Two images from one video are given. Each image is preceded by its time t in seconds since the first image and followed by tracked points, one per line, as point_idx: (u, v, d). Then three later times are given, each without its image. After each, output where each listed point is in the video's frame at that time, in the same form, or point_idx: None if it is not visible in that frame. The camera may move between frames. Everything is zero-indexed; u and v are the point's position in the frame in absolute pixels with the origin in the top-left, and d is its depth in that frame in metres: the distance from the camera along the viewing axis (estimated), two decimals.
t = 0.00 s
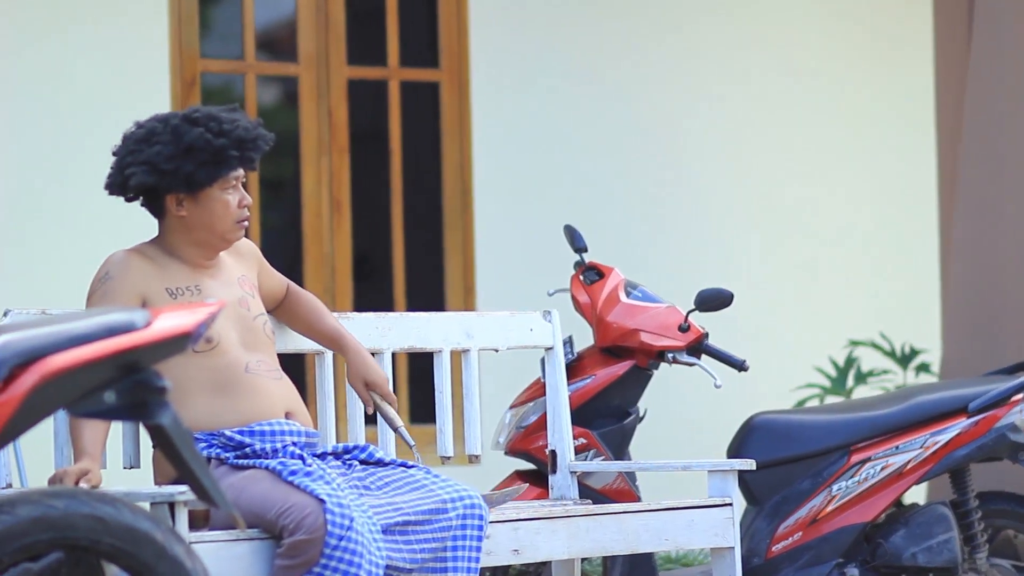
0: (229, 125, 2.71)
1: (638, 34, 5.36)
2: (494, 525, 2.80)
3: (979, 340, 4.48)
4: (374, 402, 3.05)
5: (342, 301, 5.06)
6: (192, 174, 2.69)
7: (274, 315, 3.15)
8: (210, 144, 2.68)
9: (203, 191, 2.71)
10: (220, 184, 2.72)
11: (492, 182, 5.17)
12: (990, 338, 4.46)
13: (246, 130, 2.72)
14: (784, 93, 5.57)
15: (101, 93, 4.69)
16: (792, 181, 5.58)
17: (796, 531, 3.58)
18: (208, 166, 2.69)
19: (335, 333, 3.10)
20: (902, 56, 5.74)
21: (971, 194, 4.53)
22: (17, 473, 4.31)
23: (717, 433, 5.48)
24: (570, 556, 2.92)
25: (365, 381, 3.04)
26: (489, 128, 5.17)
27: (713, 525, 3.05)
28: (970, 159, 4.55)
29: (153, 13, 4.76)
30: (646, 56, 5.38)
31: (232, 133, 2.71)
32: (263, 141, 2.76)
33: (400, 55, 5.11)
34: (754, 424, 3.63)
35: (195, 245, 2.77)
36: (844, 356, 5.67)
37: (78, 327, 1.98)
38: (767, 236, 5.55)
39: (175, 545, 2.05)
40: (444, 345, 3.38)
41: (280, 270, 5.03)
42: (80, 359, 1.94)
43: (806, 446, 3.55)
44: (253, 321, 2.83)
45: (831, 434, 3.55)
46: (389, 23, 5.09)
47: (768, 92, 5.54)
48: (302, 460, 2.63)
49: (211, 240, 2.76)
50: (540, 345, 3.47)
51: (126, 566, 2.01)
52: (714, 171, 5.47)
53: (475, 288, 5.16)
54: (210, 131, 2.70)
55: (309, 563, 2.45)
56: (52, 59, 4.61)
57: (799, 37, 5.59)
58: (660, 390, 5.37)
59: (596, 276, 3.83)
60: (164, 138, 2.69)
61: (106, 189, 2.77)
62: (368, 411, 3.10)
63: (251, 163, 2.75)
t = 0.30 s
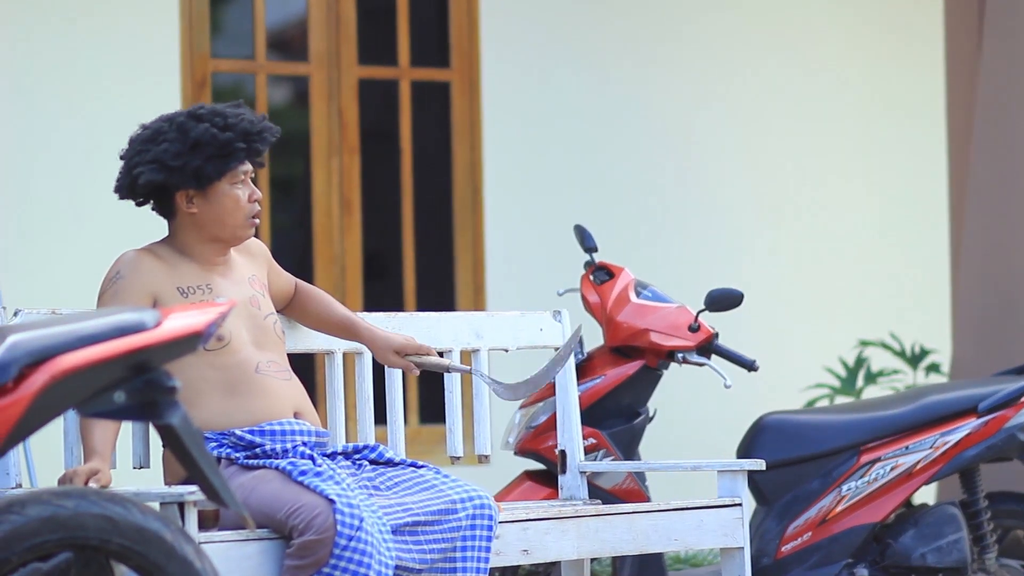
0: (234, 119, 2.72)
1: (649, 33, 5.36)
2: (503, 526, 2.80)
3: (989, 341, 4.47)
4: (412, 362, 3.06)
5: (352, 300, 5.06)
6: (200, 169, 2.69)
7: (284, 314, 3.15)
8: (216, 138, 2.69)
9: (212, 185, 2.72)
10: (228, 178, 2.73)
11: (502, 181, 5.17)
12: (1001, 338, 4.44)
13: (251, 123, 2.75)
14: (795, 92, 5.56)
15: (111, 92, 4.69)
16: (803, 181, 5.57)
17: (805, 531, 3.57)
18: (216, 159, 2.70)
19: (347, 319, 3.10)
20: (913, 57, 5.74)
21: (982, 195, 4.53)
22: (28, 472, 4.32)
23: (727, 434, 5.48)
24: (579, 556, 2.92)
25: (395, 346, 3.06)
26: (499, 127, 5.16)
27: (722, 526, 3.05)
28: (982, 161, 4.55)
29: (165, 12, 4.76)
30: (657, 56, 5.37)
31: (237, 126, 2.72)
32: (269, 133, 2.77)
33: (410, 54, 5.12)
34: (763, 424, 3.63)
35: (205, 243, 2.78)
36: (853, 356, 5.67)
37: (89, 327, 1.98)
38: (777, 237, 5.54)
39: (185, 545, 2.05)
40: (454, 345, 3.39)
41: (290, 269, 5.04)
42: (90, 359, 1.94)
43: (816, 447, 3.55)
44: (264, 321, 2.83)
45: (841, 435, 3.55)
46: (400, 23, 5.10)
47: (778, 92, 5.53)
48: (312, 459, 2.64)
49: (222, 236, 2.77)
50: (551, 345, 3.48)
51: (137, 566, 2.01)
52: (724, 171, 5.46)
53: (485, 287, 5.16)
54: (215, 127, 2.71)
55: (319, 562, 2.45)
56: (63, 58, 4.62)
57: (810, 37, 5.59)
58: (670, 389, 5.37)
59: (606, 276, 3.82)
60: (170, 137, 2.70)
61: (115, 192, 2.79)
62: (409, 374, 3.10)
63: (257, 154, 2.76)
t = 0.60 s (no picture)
0: (228, 116, 2.75)
1: (649, 33, 5.36)
2: (502, 527, 2.80)
3: (989, 342, 4.47)
4: (386, 400, 3.02)
5: (351, 301, 5.06)
6: (197, 165, 2.70)
7: (283, 317, 3.15)
8: (212, 134, 2.71)
9: (209, 181, 2.72)
10: (225, 174, 2.74)
11: (502, 183, 5.16)
12: (1000, 338, 4.44)
13: (246, 119, 2.77)
14: (795, 92, 5.56)
15: (111, 93, 4.69)
16: (802, 182, 5.57)
17: (805, 532, 3.57)
18: (212, 154, 2.71)
19: (343, 337, 3.08)
20: (912, 57, 5.74)
21: (983, 196, 4.54)
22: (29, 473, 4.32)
23: (727, 434, 5.48)
24: (578, 558, 2.92)
25: (374, 382, 3.01)
26: (499, 128, 5.16)
27: (722, 527, 3.05)
28: (982, 163, 4.56)
29: (164, 12, 4.76)
30: (657, 56, 5.37)
31: (232, 121, 2.74)
32: (263, 129, 2.80)
33: (410, 54, 5.12)
34: (763, 425, 3.64)
35: (204, 243, 2.78)
36: (853, 357, 5.67)
37: (89, 328, 1.98)
38: (777, 238, 5.54)
39: (184, 546, 2.05)
40: (453, 347, 3.38)
41: (290, 270, 5.03)
42: (91, 360, 1.94)
43: (815, 447, 3.55)
44: (262, 322, 2.83)
45: (840, 436, 3.55)
46: (399, 23, 5.11)
47: (778, 93, 5.53)
48: (311, 460, 2.64)
49: (221, 235, 2.77)
50: (550, 347, 3.48)
51: (136, 567, 2.01)
52: (724, 172, 5.46)
53: (484, 288, 5.16)
54: (210, 123, 2.73)
55: (319, 563, 2.46)
56: (63, 59, 4.62)
57: (811, 38, 5.59)
58: (670, 390, 5.36)
59: (605, 277, 3.82)
60: (165, 135, 2.70)
61: (113, 194, 2.79)
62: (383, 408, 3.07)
63: (253, 150, 2.78)
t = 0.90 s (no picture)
0: (248, 126, 2.74)
1: (649, 34, 5.36)
2: (502, 528, 2.80)
3: (990, 343, 4.47)
4: (387, 396, 3.02)
5: (352, 302, 5.06)
6: (211, 173, 2.69)
7: (284, 316, 3.15)
8: (230, 142, 2.70)
9: (222, 192, 2.72)
10: (238, 184, 2.73)
11: (502, 185, 5.16)
12: (1000, 339, 4.44)
13: (265, 131, 2.75)
14: (795, 93, 5.56)
15: (112, 94, 4.70)
16: (802, 183, 5.57)
17: (805, 533, 3.57)
18: (227, 165, 2.70)
19: (348, 329, 3.09)
20: (913, 58, 5.74)
21: (983, 197, 4.54)
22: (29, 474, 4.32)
23: (727, 435, 5.48)
24: (579, 558, 2.92)
25: (378, 374, 3.02)
26: (499, 129, 5.16)
27: (722, 527, 3.05)
28: (982, 165, 4.56)
29: (165, 13, 4.77)
30: (657, 57, 5.37)
31: (251, 132, 2.73)
32: (280, 143, 2.79)
33: (410, 55, 5.13)
34: (764, 426, 3.64)
35: (208, 247, 2.78)
36: (853, 357, 5.67)
37: (89, 328, 1.98)
38: (777, 238, 5.54)
39: (184, 547, 2.05)
40: (453, 348, 3.38)
41: (290, 271, 5.04)
42: (89, 361, 1.94)
43: (816, 448, 3.55)
44: (263, 324, 2.83)
45: (841, 437, 3.55)
46: (400, 24, 5.11)
47: (778, 94, 5.53)
48: (311, 461, 2.64)
49: (226, 243, 2.77)
50: (551, 348, 3.48)
51: (136, 567, 2.01)
52: (724, 173, 5.46)
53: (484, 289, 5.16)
54: (230, 131, 2.72)
55: (319, 564, 2.45)
56: (63, 59, 4.62)
57: (813, 38, 5.59)
58: (670, 391, 5.36)
59: (606, 278, 3.83)
60: (183, 137, 2.70)
61: (124, 187, 2.79)
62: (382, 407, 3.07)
63: (268, 163, 2.77)
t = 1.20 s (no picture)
0: (251, 128, 2.73)
1: (649, 35, 5.36)
2: (502, 528, 2.80)
3: (990, 343, 4.47)
4: (404, 386, 3.02)
5: (351, 302, 5.06)
6: (210, 173, 2.69)
7: (283, 316, 3.15)
8: (231, 143, 2.70)
9: (221, 192, 2.72)
10: (238, 185, 2.73)
11: (501, 186, 5.16)
12: (1000, 339, 4.44)
13: (267, 133, 2.75)
14: (795, 93, 5.56)
15: (111, 94, 4.69)
16: (801, 183, 5.57)
17: (804, 534, 3.57)
18: (227, 165, 2.70)
19: (350, 328, 3.09)
20: (912, 58, 5.74)
21: (982, 198, 4.54)
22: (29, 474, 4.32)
23: (727, 435, 5.48)
24: (578, 559, 2.92)
25: (389, 366, 3.03)
26: (498, 130, 5.16)
27: (721, 528, 3.06)
28: (981, 166, 4.56)
29: (164, 13, 4.77)
30: (657, 57, 5.37)
31: (253, 134, 2.73)
32: (282, 146, 2.79)
33: (409, 56, 5.13)
34: (762, 426, 3.63)
35: (207, 248, 2.78)
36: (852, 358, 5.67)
37: (89, 329, 1.98)
38: (776, 239, 5.54)
39: (183, 548, 2.05)
40: (453, 348, 3.38)
41: (289, 272, 5.04)
42: (89, 361, 1.94)
43: (814, 449, 3.55)
44: (262, 325, 2.83)
45: (840, 438, 3.54)
46: (399, 25, 5.11)
47: (778, 94, 5.54)
48: (311, 462, 2.64)
49: (225, 243, 2.77)
50: (549, 348, 3.48)
51: (135, 568, 2.01)
52: (723, 174, 5.46)
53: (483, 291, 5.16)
54: (232, 132, 2.72)
55: (318, 564, 2.45)
56: (62, 60, 4.62)
57: (812, 39, 5.59)
58: (670, 392, 5.36)
59: (605, 278, 3.83)
60: (185, 137, 2.70)
61: (124, 185, 2.79)
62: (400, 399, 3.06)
63: (270, 166, 2.77)
